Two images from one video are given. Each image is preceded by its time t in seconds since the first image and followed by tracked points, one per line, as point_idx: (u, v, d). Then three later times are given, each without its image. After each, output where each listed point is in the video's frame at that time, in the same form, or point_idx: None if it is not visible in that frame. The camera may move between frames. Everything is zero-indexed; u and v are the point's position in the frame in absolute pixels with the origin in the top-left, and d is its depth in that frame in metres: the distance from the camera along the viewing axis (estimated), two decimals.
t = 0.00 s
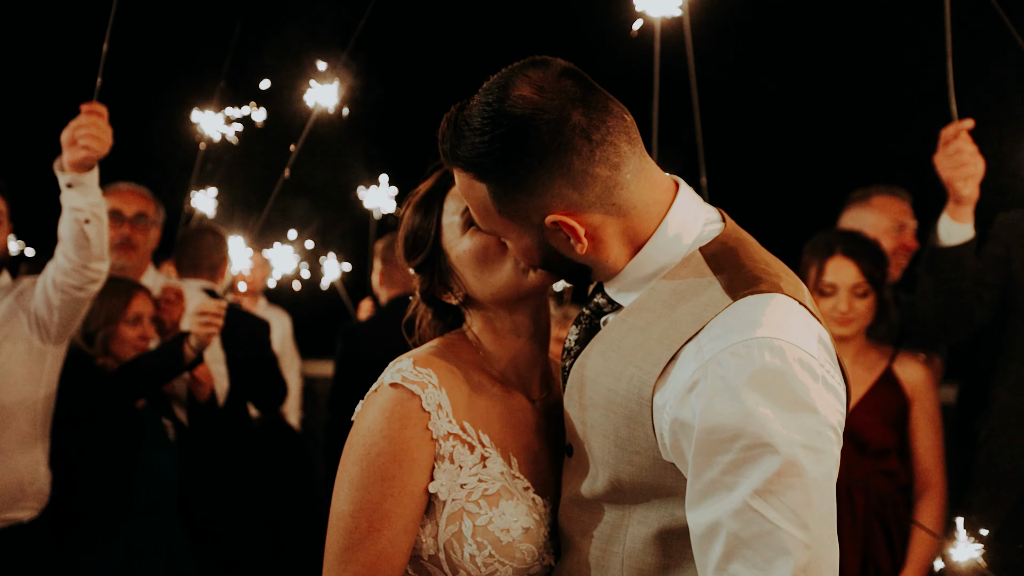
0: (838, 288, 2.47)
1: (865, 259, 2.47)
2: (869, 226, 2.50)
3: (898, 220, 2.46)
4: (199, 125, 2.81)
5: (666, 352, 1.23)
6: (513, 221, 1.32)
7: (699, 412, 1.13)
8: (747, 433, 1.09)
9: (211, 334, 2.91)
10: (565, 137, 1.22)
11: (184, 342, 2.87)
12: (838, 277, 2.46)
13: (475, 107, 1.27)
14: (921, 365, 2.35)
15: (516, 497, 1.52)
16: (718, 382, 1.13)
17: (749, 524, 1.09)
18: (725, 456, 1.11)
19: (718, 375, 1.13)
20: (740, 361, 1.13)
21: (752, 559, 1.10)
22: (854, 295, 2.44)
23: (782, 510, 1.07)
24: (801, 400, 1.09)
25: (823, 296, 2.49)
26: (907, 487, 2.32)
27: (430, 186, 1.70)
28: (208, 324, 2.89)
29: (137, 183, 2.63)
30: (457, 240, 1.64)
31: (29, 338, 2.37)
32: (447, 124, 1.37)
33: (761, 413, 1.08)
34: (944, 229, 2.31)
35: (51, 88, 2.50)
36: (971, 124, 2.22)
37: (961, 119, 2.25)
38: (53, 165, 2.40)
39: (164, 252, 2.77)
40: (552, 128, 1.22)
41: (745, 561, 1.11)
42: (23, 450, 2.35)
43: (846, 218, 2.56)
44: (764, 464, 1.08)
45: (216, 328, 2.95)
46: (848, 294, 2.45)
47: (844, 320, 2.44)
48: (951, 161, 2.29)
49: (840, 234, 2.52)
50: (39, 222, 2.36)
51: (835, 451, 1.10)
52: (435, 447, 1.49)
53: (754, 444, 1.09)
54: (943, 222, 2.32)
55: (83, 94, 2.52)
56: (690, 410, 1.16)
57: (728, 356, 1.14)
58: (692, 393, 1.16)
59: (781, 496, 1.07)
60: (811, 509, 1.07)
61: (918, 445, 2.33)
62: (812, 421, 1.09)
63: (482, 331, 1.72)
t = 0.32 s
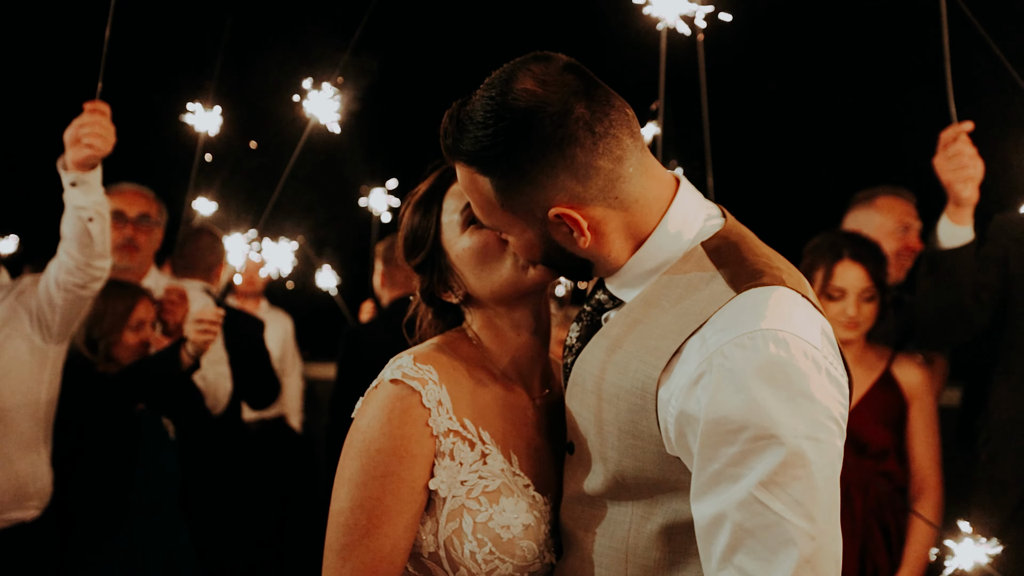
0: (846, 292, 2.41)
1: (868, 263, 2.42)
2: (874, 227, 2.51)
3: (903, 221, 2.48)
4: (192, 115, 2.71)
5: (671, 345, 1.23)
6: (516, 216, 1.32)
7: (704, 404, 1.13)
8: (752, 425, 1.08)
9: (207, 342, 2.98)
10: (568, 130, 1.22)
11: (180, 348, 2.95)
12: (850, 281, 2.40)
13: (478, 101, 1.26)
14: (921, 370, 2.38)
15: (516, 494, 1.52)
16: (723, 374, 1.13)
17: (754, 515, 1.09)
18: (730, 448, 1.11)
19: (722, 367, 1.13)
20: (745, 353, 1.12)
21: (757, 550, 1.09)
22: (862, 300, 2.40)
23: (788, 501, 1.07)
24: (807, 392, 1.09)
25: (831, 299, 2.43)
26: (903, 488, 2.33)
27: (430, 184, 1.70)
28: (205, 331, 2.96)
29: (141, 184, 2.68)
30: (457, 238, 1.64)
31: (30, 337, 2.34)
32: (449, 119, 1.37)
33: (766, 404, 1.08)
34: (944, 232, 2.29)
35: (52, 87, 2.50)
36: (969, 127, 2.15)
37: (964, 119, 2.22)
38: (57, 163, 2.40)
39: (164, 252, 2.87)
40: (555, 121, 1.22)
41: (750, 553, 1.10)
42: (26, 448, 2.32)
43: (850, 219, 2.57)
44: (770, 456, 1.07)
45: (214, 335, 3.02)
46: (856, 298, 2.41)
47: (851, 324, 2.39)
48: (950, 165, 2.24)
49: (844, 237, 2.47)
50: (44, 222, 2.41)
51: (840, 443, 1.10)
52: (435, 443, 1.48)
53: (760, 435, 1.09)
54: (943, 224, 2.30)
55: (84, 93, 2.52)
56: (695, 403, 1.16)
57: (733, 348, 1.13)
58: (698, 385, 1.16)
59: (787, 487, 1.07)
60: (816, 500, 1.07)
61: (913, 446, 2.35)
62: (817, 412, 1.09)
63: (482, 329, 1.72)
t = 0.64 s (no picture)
0: (854, 300, 2.43)
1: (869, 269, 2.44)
2: (878, 230, 2.46)
3: (908, 224, 2.40)
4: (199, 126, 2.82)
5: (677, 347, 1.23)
6: (522, 217, 1.32)
7: (710, 406, 1.13)
8: (758, 426, 1.08)
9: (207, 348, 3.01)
10: (575, 132, 1.23)
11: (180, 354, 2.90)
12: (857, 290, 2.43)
13: (484, 103, 1.27)
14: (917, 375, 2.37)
15: (519, 497, 1.52)
16: (730, 376, 1.12)
17: (759, 516, 1.09)
18: (736, 450, 1.11)
19: (729, 369, 1.13)
20: (751, 355, 1.12)
21: (762, 551, 1.09)
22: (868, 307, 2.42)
23: (793, 503, 1.07)
24: (813, 394, 1.09)
25: (837, 307, 2.45)
26: (902, 491, 2.34)
27: (433, 187, 1.70)
28: (206, 338, 2.99)
29: (142, 186, 2.63)
30: (460, 241, 1.64)
31: (33, 338, 2.41)
32: (454, 120, 1.37)
33: (772, 406, 1.08)
34: (943, 237, 2.34)
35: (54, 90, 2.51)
36: (973, 131, 2.30)
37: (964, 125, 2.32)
38: (59, 164, 2.46)
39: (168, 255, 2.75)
40: (562, 122, 1.22)
41: (755, 554, 1.10)
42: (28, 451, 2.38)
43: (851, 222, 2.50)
44: (775, 458, 1.07)
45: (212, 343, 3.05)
46: (863, 305, 2.42)
47: (857, 331, 2.41)
48: (951, 168, 2.33)
49: (851, 243, 2.48)
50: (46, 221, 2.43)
51: (845, 445, 1.10)
52: (439, 446, 1.48)
53: (766, 437, 1.08)
54: (942, 229, 2.35)
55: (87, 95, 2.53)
56: (701, 405, 1.16)
57: (739, 350, 1.13)
58: (704, 387, 1.16)
59: (792, 489, 1.06)
60: (821, 502, 1.07)
61: (912, 451, 2.34)
62: (823, 414, 1.08)
63: (485, 332, 1.72)
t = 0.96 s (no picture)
0: (856, 308, 2.45)
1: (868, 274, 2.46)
2: (884, 235, 2.48)
3: (912, 229, 2.44)
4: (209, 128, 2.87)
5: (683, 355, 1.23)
6: (528, 225, 1.33)
7: (715, 412, 1.13)
8: (763, 433, 1.09)
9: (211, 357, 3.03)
10: (583, 140, 1.24)
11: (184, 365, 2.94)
12: (861, 298, 2.44)
13: (492, 111, 1.28)
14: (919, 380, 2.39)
15: (524, 502, 1.53)
16: (735, 383, 1.13)
17: (763, 522, 1.09)
18: (740, 456, 1.11)
19: (734, 376, 1.13)
20: (756, 363, 1.13)
21: (765, 557, 1.10)
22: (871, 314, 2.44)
23: (797, 509, 1.07)
24: (817, 401, 1.10)
25: (839, 314, 2.46)
26: (903, 494, 2.35)
27: (438, 194, 1.71)
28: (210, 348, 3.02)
29: (145, 191, 2.67)
30: (465, 248, 1.65)
31: (39, 341, 2.46)
32: (460, 128, 1.38)
33: (777, 413, 1.08)
34: (944, 243, 2.37)
35: (59, 96, 2.54)
36: (976, 137, 2.28)
37: (965, 133, 2.31)
38: (64, 168, 2.49)
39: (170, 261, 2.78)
40: (570, 130, 1.24)
41: (759, 559, 1.10)
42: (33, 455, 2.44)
43: (857, 228, 2.54)
44: (780, 464, 1.08)
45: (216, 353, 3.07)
46: (866, 313, 2.44)
47: (858, 338, 2.43)
48: (954, 175, 2.34)
49: (853, 249, 2.49)
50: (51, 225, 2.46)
51: (848, 451, 1.11)
52: (445, 452, 1.49)
53: (770, 444, 1.09)
54: (944, 235, 2.38)
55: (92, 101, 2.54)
56: (706, 412, 1.16)
57: (744, 357, 1.14)
58: (709, 395, 1.16)
59: (796, 495, 1.07)
60: (824, 508, 1.07)
61: (913, 454, 2.35)
62: (826, 422, 1.09)
63: (490, 338, 1.73)
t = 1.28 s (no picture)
0: (858, 308, 2.42)
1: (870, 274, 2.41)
2: (890, 235, 2.45)
3: (919, 230, 2.40)
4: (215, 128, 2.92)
5: (690, 354, 1.24)
6: (536, 224, 1.33)
7: (722, 410, 1.14)
8: (769, 431, 1.10)
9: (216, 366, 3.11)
10: (590, 140, 1.25)
11: (191, 373, 3.01)
12: (863, 298, 2.41)
13: (500, 112, 1.29)
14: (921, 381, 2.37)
15: (530, 500, 1.53)
16: (741, 381, 1.14)
17: (769, 519, 1.10)
18: (747, 453, 1.12)
19: (740, 374, 1.14)
20: (763, 361, 1.14)
21: (771, 553, 1.11)
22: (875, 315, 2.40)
23: (803, 506, 1.08)
24: (822, 399, 1.10)
25: (843, 314, 2.43)
26: (906, 495, 2.35)
27: (444, 194, 1.72)
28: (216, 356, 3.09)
29: (145, 189, 2.69)
30: (471, 248, 1.66)
31: (43, 341, 2.49)
32: (467, 129, 1.39)
33: (783, 411, 1.09)
34: (946, 242, 2.36)
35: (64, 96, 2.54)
36: (980, 138, 2.29)
37: (971, 133, 2.31)
38: (69, 169, 2.52)
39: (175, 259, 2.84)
40: (578, 130, 1.24)
41: (765, 555, 1.11)
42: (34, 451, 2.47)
43: (864, 227, 2.50)
44: (786, 461, 1.09)
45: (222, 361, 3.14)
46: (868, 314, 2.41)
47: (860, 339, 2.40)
48: (959, 174, 2.33)
49: (855, 249, 2.44)
50: (57, 225, 2.47)
51: (853, 449, 1.11)
52: (451, 451, 1.50)
53: (777, 441, 1.10)
54: (947, 233, 2.36)
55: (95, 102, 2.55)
56: (713, 410, 1.17)
57: (751, 356, 1.15)
58: (716, 393, 1.17)
59: (802, 492, 1.08)
60: (830, 505, 1.08)
61: (915, 454, 2.34)
62: (832, 419, 1.10)
63: (495, 337, 1.74)
